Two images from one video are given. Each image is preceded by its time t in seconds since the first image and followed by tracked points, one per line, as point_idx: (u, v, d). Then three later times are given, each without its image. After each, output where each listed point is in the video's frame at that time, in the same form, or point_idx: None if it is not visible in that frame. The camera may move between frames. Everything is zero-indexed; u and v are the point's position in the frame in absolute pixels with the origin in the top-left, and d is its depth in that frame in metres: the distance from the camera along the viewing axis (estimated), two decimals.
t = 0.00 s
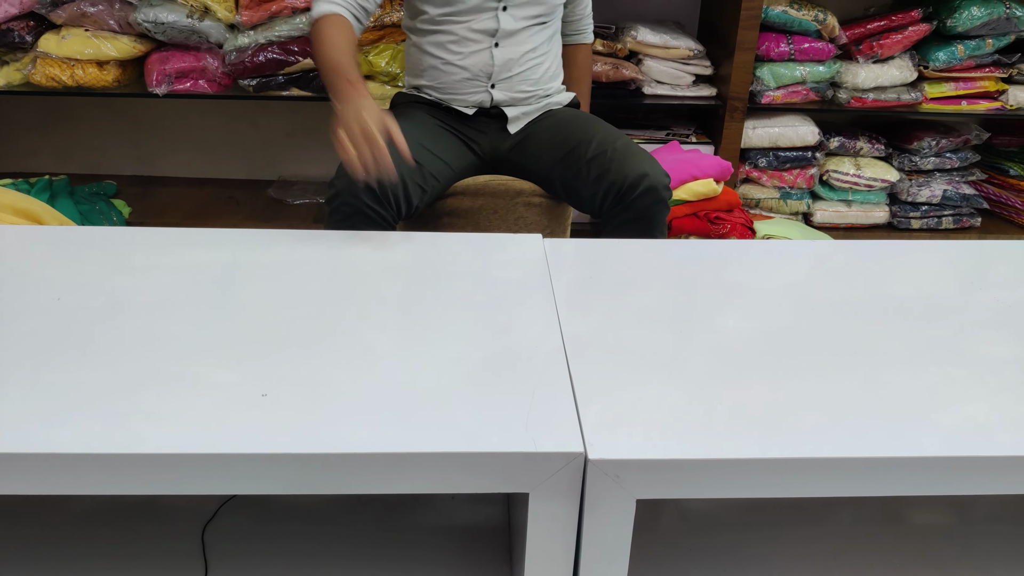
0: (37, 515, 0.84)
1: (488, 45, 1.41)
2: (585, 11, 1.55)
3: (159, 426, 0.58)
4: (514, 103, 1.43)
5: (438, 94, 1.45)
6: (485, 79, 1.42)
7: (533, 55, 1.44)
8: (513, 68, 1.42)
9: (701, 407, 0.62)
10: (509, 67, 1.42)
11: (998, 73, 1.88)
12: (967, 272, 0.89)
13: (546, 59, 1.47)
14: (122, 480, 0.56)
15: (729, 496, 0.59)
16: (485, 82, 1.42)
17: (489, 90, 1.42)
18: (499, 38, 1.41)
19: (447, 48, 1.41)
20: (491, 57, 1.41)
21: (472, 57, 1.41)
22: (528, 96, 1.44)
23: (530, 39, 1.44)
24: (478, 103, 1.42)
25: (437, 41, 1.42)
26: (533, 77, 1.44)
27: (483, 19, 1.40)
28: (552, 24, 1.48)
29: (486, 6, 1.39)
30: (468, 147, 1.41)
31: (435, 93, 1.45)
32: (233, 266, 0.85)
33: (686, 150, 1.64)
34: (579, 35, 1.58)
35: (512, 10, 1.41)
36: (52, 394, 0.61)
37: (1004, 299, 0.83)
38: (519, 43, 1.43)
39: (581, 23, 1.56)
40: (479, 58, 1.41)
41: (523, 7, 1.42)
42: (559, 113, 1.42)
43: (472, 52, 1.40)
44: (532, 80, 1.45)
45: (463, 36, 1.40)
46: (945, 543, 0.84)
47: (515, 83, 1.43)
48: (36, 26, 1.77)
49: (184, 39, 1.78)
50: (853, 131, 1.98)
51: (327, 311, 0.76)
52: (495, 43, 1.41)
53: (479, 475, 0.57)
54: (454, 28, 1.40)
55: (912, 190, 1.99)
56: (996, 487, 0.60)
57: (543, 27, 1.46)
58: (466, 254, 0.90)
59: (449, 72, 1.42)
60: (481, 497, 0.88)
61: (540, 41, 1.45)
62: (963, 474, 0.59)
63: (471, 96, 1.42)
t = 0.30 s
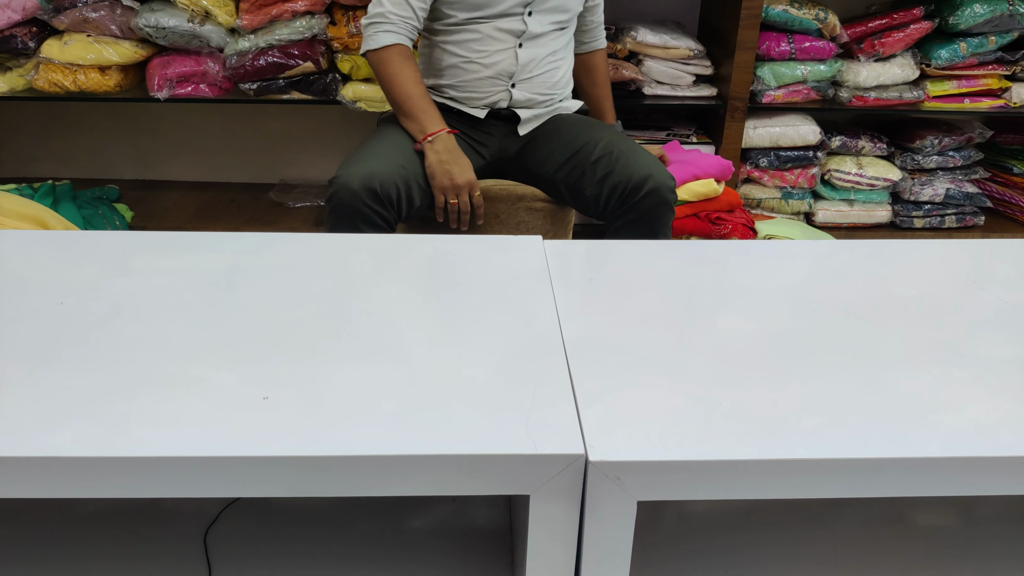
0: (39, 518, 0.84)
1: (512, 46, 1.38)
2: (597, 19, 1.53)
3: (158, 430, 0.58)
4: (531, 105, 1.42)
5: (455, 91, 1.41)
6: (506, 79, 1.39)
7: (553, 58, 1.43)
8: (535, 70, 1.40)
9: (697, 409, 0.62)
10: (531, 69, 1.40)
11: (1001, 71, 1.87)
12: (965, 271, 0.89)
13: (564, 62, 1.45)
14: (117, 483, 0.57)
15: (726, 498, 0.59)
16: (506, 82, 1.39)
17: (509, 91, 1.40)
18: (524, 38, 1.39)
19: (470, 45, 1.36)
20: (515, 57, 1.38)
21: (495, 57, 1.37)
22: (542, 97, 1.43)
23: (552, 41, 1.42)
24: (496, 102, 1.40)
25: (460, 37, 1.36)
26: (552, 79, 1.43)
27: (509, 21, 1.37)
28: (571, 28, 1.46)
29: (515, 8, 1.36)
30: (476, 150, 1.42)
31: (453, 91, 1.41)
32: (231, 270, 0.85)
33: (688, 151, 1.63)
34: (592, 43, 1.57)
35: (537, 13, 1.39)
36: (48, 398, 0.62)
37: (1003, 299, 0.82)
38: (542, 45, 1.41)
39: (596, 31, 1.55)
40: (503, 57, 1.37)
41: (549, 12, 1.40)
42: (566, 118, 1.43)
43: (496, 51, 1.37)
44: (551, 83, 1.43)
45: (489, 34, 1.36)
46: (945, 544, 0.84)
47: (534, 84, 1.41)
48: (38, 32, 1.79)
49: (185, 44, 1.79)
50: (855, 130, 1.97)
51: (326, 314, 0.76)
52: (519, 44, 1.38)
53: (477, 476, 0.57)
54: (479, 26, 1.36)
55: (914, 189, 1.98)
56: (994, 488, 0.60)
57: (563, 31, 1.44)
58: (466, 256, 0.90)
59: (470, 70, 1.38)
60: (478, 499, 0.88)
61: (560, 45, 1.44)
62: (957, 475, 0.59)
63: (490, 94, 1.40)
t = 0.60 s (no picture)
0: (45, 515, 0.85)
1: (513, 46, 1.37)
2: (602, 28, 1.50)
3: (161, 427, 0.58)
4: (527, 107, 1.42)
5: (452, 88, 1.38)
6: (505, 78, 1.38)
7: (551, 60, 1.42)
8: (533, 72, 1.40)
9: (699, 408, 0.62)
10: (529, 70, 1.39)
11: (1007, 69, 1.86)
12: (968, 270, 0.88)
13: (561, 66, 1.45)
14: (119, 482, 0.56)
15: (729, 498, 0.58)
16: (504, 81, 1.38)
17: (507, 91, 1.39)
18: (525, 39, 1.38)
19: (471, 42, 1.35)
20: (516, 57, 1.37)
21: (495, 55, 1.36)
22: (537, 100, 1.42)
23: (551, 44, 1.42)
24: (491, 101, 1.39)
25: (461, 34, 1.35)
26: (549, 81, 1.42)
27: (511, 20, 1.36)
28: (570, 32, 1.46)
29: (518, 9, 1.35)
30: (468, 161, 1.41)
31: (448, 88, 1.38)
32: (231, 267, 0.85)
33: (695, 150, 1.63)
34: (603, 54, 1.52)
35: (540, 15, 1.38)
36: (48, 397, 0.62)
37: (1008, 298, 0.82)
38: (542, 46, 1.41)
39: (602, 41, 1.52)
40: (503, 57, 1.36)
41: (551, 15, 1.40)
42: (556, 124, 1.42)
43: (497, 50, 1.36)
44: (548, 84, 1.43)
45: (489, 33, 1.35)
46: (948, 544, 0.83)
47: (531, 84, 1.40)
48: (42, 29, 1.79)
49: (188, 41, 1.79)
50: (859, 128, 1.97)
51: (329, 313, 0.75)
52: (520, 44, 1.38)
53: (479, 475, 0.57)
54: (480, 25, 1.34)
55: (919, 188, 1.97)
56: (996, 488, 0.60)
57: (563, 34, 1.44)
58: (467, 254, 0.90)
59: (469, 67, 1.36)
60: (480, 497, 0.88)
61: (559, 49, 1.43)
62: (960, 475, 0.59)
63: (486, 93, 1.38)
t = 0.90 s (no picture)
0: (49, 511, 0.84)
1: (509, 47, 1.36)
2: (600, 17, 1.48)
3: (166, 423, 0.58)
4: (526, 107, 1.41)
5: (450, 91, 1.38)
6: (503, 78, 1.38)
7: (550, 59, 1.41)
8: (531, 72, 1.39)
9: (705, 404, 0.62)
10: (527, 70, 1.39)
11: (1012, 65, 1.85)
12: (975, 266, 0.88)
13: (560, 64, 1.44)
14: (124, 476, 0.56)
15: (734, 495, 0.58)
16: (501, 82, 1.38)
17: (505, 91, 1.38)
18: (522, 39, 1.37)
19: (466, 44, 1.34)
20: (513, 58, 1.37)
21: (491, 57, 1.35)
22: (537, 99, 1.42)
23: (549, 43, 1.41)
24: (489, 102, 1.39)
25: (456, 36, 1.34)
26: (547, 80, 1.42)
27: (507, 22, 1.35)
28: (570, 29, 1.45)
29: (513, 10, 1.34)
30: (470, 156, 1.41)
31: (446, 91, 1.39)
32: (236, 263, 0.85)
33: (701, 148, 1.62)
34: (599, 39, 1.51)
35: (536, 15, 1.37)
36: (54, 392, 0.62)
37: (1014, 294, 0.82)
38: (540, 45, 1.39)
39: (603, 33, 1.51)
40: (499, 58, 1.36)
41: (548, 14, 1.38)
42: (555, 121, 1.41)
43: (493, 51, 1.35)
44: (547, 83, 1.42)
45: (485, 35, 1.34)
46: (953, 541, 0.83)
47: (530, 84, 1.40)
48: (45, 25, 1.78)
49: (191, 37, 1.78)
50: (863, 124, 1.96)
51: (332, 309, 0.75)
52: (517, 44, 1.37)
53: (483, 471, 0.57)
54: (475, 27, 1.34)
55: (924, 184, 1.97)
56: (1003, 485, 0.60)
57: (561, 32, 1.43)
58: (471, 250, 0.90)
59: (465, 69, 1.36)
60: (484, 493, 0.88)
61: (557, 47, 1.42)
62: (967, 473, 0.58)
63: (484, 94, 1.38)
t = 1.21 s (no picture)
0: (48, 509, 0.84)
1: (509, 44, 1.36)
2: (614, 21, 1.49)
3: (169, 419, 0.58)
4: (528, 104, 1.40)
5: (451, 88, 1.38)
6: (504, 76, 1.38)
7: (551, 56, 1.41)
8: (532, 68, 1.38)
9: (707, 400, 0.62)
10: (528, 67, 1.38)
11: (1012, 61, 1.85)
12: (975, 262, 0.88)
13: (562, 61, 1.43)
14: (125, 471, 0.57)
15: (736, 489, 0.58)
16: (502, 79, 1.38)
17: (506, 87, 1.38)
18: (522, 36, 1.37)
19: (466, 41, 1.34)
20: (513, 54, 1.36)
21: (491, 54, 1.35)
22: (539, 96, 1.41)
23: (550, 40, 1.40)
24: (491, 99, 1.38)
25: (456, 33, 1.34)
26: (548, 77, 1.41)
27: (506, 18, 1.35)
28: (571, 27, 1.44)
29: (513, 6, 1.34)
30: (472, 153, 1.41)
31: (447, 87, 1.38)
32: (238, 259, 0.85)
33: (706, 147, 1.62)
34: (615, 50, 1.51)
35: (536, 12, 1.37)
36: (56, 387, 0.62)
37: (1014, 288, 0.82)
38: (540, 42, 1.39)
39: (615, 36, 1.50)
40: (499, 55, 1.35)
41: (549, 11, 1.38)
42: (557, 116, 1.41)
43: (493, 48, 1.35)
44: (548, 80, 1.41)
45: (485, 31, 1.34)
46: (952, 535, 0.84)
47: (530, 81, 1.39)
48: (43, 20, 1.78)
49: (190, 33, 1.78)
50: (864, 121, 1.96)
51: (334, 305, 0.75)
52: (517, 41, 1.36)
53: (485, 466, 0.57)
54: (475, 24, 1.34)
55: (924, 180, 1.97)
56: (1002, 478, 0.60)
57: (562, 30, 1.42)
58: (474, 247, 0.90)
59: (466, 66, 1.36)
60: (486, 487, 0.88)
61: (558, 44, 1.41)
62: (968, 467, 0.59)
63: (485, 91, 1.38)
